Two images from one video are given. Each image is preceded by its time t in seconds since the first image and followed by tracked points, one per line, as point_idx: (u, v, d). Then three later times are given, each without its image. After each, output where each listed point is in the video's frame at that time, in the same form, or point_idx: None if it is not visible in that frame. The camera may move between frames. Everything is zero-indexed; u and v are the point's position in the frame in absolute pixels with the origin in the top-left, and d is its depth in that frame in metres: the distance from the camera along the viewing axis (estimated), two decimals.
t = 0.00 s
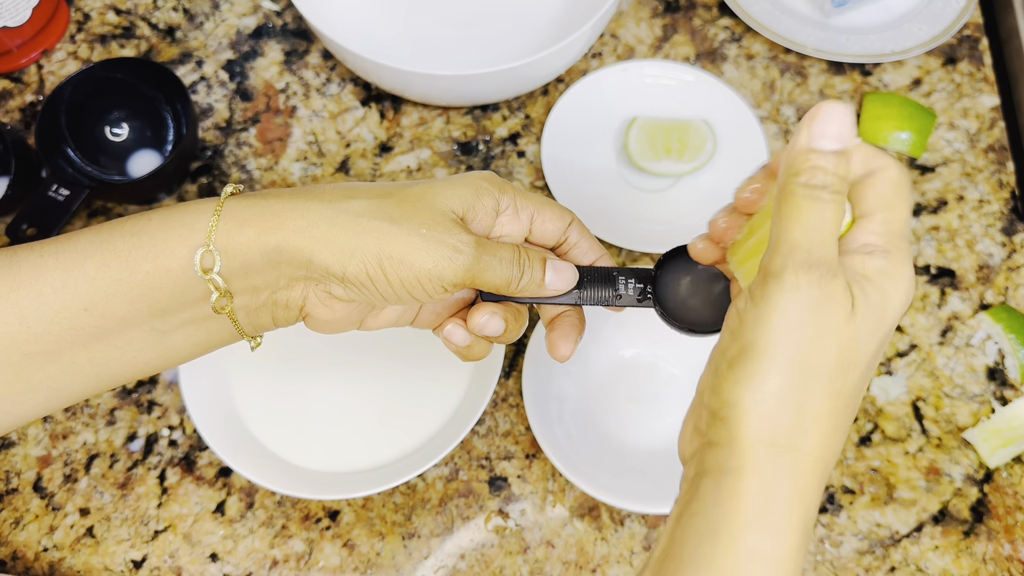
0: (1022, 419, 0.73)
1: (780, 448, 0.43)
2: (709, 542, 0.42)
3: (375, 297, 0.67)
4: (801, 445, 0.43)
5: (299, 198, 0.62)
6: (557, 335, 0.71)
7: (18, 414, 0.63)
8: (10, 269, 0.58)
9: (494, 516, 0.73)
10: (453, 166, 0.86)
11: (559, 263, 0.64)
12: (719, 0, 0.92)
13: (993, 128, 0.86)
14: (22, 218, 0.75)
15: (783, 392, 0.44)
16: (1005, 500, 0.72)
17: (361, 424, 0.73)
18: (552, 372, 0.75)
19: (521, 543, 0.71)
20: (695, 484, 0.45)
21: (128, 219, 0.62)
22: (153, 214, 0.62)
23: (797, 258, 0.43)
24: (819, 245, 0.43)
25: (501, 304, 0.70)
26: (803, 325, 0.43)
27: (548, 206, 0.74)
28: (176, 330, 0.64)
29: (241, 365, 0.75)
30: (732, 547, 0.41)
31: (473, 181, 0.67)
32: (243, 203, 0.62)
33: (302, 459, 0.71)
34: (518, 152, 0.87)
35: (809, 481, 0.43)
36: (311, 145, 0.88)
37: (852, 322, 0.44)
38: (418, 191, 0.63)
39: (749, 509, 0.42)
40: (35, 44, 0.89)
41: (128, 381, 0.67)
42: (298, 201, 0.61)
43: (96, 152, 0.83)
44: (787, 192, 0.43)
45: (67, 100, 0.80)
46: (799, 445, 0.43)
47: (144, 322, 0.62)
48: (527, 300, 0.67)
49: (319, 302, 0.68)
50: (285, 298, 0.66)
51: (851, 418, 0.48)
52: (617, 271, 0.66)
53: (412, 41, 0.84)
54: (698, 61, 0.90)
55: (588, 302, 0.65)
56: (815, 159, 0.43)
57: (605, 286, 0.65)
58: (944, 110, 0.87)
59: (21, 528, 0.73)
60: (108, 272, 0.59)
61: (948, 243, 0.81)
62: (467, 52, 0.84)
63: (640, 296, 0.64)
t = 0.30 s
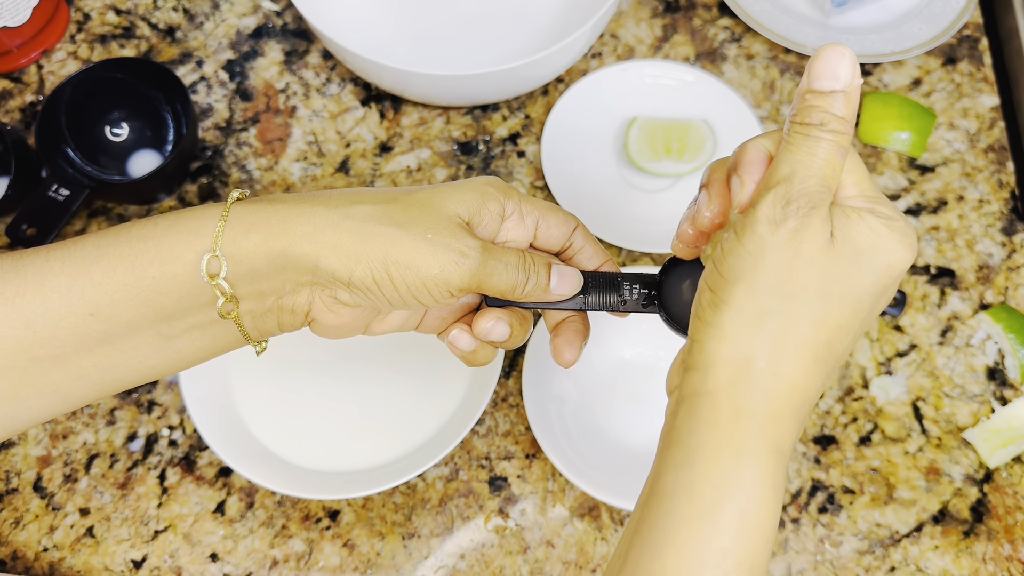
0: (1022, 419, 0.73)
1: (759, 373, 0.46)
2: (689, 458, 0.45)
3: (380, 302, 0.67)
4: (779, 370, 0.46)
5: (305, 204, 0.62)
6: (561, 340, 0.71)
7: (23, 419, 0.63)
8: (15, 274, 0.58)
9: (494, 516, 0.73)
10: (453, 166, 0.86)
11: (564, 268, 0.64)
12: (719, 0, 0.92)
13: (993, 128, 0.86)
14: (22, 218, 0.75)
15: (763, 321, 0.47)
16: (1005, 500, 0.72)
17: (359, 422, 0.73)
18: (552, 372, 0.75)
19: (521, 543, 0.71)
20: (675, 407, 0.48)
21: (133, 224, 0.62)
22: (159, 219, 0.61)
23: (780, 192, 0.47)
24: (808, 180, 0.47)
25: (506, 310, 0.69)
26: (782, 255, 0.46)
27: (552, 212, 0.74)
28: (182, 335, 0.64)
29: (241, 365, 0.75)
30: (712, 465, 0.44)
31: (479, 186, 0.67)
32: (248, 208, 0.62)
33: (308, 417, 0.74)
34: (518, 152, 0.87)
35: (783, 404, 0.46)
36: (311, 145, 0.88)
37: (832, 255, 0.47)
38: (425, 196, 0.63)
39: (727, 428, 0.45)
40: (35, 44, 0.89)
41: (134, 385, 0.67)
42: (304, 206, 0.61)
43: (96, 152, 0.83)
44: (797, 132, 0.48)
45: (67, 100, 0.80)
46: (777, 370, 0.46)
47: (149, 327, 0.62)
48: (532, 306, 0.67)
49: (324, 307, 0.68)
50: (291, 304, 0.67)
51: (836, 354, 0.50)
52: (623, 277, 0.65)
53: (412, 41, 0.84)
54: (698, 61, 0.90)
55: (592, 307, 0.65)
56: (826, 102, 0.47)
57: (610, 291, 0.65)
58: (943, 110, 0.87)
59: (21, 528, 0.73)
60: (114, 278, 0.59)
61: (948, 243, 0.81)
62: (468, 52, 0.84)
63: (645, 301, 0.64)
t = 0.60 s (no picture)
0: (1022, 419, 0.74)
1: (744, 361, 0.46)
2: (677, 442, 0.45)
3: (381, 302, 0.67)
4: (765, 359, 0.46)
5: (305, 203, 0.62)
6: (563, 342, 0.70)
7: (23, 419, 0.63)
8: (15, 274, 0.58)
9: (494, 516, 0.73)
10: (453, 166, 0.86)
11: (565, 270, 0.65)
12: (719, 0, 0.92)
13: (993, 128, 0.86)
14: (22, 218, 0.75)
15: (749, 310, 0.47)
16: (1005, 500, 0.72)
17: (358, 422, 0.73)
18: (552, 372, 0.75)
19: (521, 543, 0.71)
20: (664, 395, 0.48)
21: (133, 223, 0.62)
22: (160, 219, 0.61)
23: (771, 179, 0.48)
24: (799, 169, 0.48)
25: (506, 311, 0.69)
26: (769, 241, 0.47)
27: (553, 212, 0.74)
28: (182, 335, 0.64)
29: (241, 365, 0.75)
30: (700, 449, 0.44)
31: (480, 186, 0.67)
32: (249, 208, 0.62)
33: (303, 412, 0.74)
34: (518, 152, 0.87)
35: (770, 392, 0.46)
36: (311, 145, 0.88)
37: (823, 244, 0.47)
38: (425, 195, 0.63)
39: (714, 413, 0.45)
40: (35, 44, 0.89)
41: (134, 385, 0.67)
42: (304, 205, 0.61)
43: (96, 152, 0.83)
44: (791, 123, 0.49)
45: (67, 100, 0.81)
46: (763, 359, 0.46)
47: (149, 327, 0.62)
48: (532, 307, 0.68)
49: (324, 307, 0.69)
50: (291, 303, 0.67)
51: (828, 347, 0.50)
52: (624, 279, 0.65)
53: (412, 41, 0.84)
54: (698, 61, 0.90)
55: (594, 309, 0.65)
56: (819, 92, 0.48)
57: (611, 293, 0.65)
58: (943, 110, 0.87)
59: (21, 528, 0.73)
60: (114, 278, 0.59)
61: (948, 243, 0.81)
62: (468, 52, 0.84)
63: (646, 303, 0.64)
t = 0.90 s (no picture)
0: (1022, 419, 0.74)
1: (748, 345, 0.46)
2: (683, 426, 0.45)
3: (383, 304, 0.67)
4: (769, 343, 0.47)
5: (307, 205, 0.62)
6: (564, 343, 0.70)
7: (24, 421, 0.63)
8: (15, 275, 0.58)
9: (494, 516, 0.73)
10: (453, 166, 0.86)
11: (567, 272, 0.65)
12: None
13: (993, 128, 0.86)
14: (23, 218, 0.75)
15: (754, 294, 0.47)
16: (1005, 500, 0.72)
17: (353, 423, 0.73)
18: (552, 372, 0.75)
19: (521, 543, 0.71)
20: (668, 379, 0.48)
21: (134, 224, 0.62)
22: (160, 220, 0.61)
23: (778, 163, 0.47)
24: (806, 151, 0.47)
25: (508, 313, 0.69)
26: (775, 226, 0.46)
27: (556, 214, 0.74)
28: (183, 336, 0.64)
29: (242, 366, 0.75)
30: (706, 431, 0.44)
31: (482, 188, 0.67)
32: (249, 208, 0.62)
33: (306, 403, 0.74)
34: (518, 152, 0.87)
35: (775, 376, 0.46)
36: (311, 145, 0.88)
37: (831, 227, 0.47)
38: (427, 197, 0.63)
39: (720, 395, 0.45)
40: (36, 44, 0.89)
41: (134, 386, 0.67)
42: (305, 207, 0.61)
43: (96, 152, 0.83)
44: (798, 105, 0.49)
45: (67, 101, 0.81)
46: (767, 342, 0.47)
47: (150, 328, 0.62)
48: (534, 309, 0.68)
49: (326, 308, 0.69)
50: (293, 304, 0.67)
51: (832, 331, 0.50)
52: (627, 280, 0.66)
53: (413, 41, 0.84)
54: (698, 61, 0.90)
55: (595, 310, 0.65)
56: (827, 74, 0.48)
57: (613, 295, 0.65)
58: (944, 110, 0.87)
59: (21, 528, 0.73)
60: (114, 279, 0.59)
61: (948, 243, 0.81)
62: (468, 52, 0.84)
63: (648, 305, 0.64)
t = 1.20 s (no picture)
0: (1022, 419, 0.74)
1: (745, 345, 0.46)
2: (680, 423, 0.45)
3: (379, 302, 0.67)
4: (766, 344, 0.47)
5: (303, 203, 0.62)
6: (560, 342, 0.71)
7: (21, 419, 0.63)
8: (12, 274, 0.58)
9: (494, 516, 0.72)
10: (453, 166, 0.86)
11: (564, 271, 0.65)
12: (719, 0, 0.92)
13: (993, 128, 0.86)
14: (23, 218, 0.75)
15: (752, 297, 0.47)
16: (1005, 500, 0.72)
17: (361, 420, 0.74)
18: (552, 371, 0.75)
19: (522, 543, 0.71)
20: (665, 378, 0.48)
21: (130, 223, 0.61)
22: (156, 218, 0.61)
23: (778, 165, 0.47)
24: (807, 153, 0.47)
25: (504, 312, 0.69)
26: (774, 228, 0.46)
27: (552, 213, 0.74)
28: (179, 334, 0.64)
29: (241, 365, 0.75)
30: (704, 429, 0.44)
31: (479, 186, 0.67)
32: (246, 207, 0.62)
33: (306, 403, 0.74)
34: (518, 152, 0.87)
35: (772, 376, 0.46)
36: (311, 145, 0.88)
37: (830, 229, 0.46)
38: (423, 195, 0.63)
39: (717, 394, 0.45)
40: (35, 44, 0.89)
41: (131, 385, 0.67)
42: (301, 204, 0.61)
43: (96, 152, 0.83)
44: (802, 105, 0.48)
45: (67, 100, 0.80)
46: (764, 344, 0.47)
47: (146, 327, 0.62)
48: (530, 308, 0.68)
49: (323, 306, 0.69)
50: (289, 302, 0.67)
51: (831, 332, 0.50)
52: (623, 280, 0.65)
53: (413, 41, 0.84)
54: (698, 61, 0.90)
55: (591, 309, 0.65)
56: (831, 74, 0.47)
57: (609, 294, 0.65)
58: (944, 110, 0.87)
59: (21, 528, 0.73)
60: (111, 277, 0.59)
61: (948, 243, 0.81)
62: (468, 52, 0.84)
63: (643, 305, 0.64)
